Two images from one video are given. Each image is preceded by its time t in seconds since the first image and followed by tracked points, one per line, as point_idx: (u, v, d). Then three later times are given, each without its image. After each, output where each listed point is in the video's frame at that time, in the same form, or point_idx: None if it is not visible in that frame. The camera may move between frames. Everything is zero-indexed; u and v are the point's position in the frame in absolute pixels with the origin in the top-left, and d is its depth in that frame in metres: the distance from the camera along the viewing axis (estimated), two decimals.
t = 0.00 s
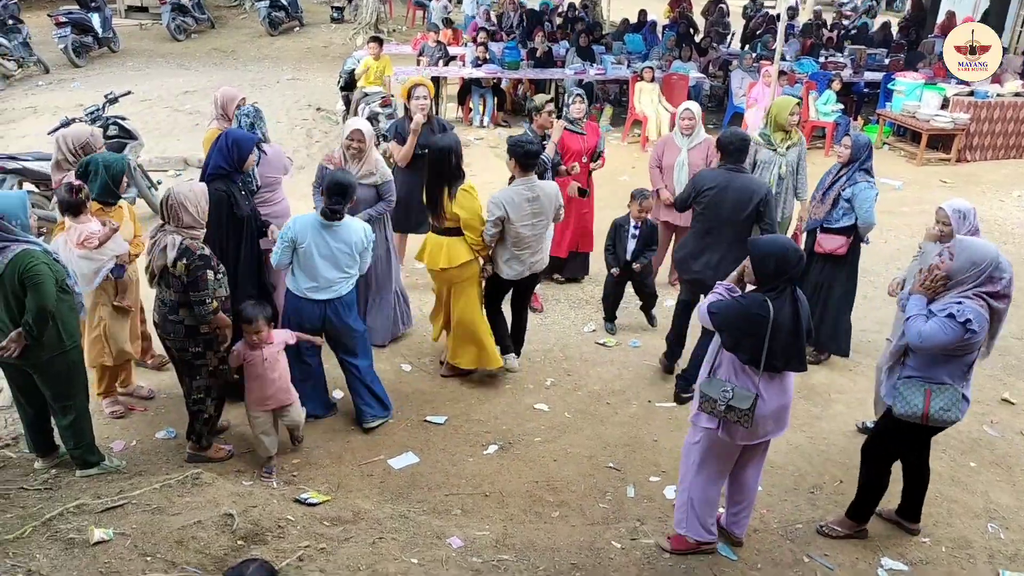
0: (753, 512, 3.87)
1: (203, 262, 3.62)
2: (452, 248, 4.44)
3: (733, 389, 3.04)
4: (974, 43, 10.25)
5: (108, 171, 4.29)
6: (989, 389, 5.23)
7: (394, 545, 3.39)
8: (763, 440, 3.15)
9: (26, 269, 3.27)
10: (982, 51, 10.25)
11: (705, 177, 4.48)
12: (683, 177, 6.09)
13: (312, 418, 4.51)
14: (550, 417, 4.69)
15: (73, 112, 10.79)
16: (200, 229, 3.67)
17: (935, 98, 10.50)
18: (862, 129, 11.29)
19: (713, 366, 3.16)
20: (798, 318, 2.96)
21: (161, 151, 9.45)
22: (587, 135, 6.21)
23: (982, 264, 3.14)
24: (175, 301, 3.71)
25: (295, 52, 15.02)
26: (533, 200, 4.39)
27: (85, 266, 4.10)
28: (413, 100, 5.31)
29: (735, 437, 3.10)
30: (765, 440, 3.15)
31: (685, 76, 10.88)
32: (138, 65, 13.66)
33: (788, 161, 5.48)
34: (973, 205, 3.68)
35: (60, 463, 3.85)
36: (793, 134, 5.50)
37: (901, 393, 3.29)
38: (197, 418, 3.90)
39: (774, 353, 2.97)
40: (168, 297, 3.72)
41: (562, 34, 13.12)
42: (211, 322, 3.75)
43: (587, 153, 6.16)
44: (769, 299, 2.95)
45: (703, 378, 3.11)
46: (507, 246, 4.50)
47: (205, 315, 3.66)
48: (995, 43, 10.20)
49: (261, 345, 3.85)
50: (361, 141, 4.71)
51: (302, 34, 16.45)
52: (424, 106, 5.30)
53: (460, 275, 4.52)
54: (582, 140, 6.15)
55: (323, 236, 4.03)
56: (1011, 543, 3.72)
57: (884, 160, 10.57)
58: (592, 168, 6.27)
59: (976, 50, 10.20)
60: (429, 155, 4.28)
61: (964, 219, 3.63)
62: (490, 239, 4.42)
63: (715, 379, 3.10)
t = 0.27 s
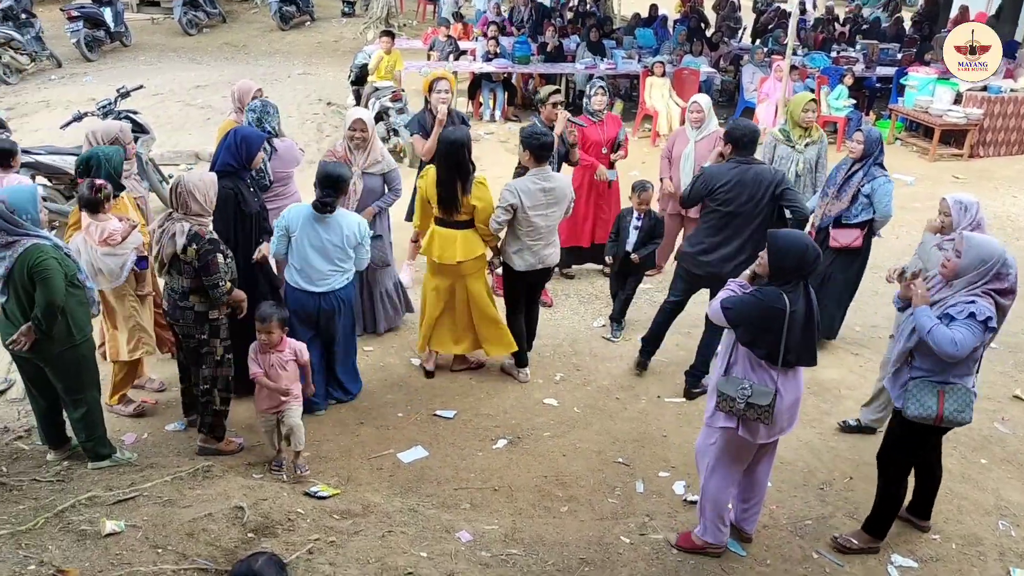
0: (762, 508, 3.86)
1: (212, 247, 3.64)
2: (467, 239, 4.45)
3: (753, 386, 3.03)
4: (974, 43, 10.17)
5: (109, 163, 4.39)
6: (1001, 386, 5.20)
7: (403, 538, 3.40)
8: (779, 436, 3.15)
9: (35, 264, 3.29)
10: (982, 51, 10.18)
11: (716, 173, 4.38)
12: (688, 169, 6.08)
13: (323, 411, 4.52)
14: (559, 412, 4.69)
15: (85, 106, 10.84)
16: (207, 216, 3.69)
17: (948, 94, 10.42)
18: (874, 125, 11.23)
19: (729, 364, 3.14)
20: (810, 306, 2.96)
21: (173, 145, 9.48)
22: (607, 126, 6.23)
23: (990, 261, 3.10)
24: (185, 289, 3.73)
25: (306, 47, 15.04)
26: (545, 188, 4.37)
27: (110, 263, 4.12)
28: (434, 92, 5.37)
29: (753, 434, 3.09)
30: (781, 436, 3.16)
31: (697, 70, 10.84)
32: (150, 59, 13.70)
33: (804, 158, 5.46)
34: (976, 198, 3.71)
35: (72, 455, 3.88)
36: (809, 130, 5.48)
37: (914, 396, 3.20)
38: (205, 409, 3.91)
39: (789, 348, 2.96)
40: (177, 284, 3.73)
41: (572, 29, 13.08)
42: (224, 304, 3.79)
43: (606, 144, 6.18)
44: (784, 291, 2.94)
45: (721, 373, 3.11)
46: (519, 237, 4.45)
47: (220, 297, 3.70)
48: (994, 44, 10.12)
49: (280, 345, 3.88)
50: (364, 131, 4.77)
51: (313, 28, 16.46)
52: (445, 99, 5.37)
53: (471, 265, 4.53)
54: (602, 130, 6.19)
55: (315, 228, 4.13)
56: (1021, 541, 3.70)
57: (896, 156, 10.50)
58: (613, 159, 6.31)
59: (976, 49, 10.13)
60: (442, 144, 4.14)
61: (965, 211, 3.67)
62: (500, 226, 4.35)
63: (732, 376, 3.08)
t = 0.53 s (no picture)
0: (766, 510, 3.86)
1: (210, 248, 3.64)
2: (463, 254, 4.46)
3: (754, 391, 3.02)
4: (975, 43, 10.25)
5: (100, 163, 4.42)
6: (1006, 388, 5.18)
7: (407, 539, 3.40)
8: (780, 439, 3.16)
9: (37, 265, 3.30)
10: (983, 51, 10.23)
11: (718, 183, 4.33)
12: (685, 168, 6.14)
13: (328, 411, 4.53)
14: (563, 412, 4.69)
15: (91, 106, 10.88)
16: (207, 214, 3.70)
17: (954, 95, 10.39)
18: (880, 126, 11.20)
19: (727, 372, 3.14)
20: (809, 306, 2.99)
21: (178, 146, 9.51)
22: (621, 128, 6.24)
23: (978, 270, 3.07)
24: (184, 286, 3.74)
25: (311, 47, 15.06)
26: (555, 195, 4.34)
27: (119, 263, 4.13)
28: (447, 94, 5.36)
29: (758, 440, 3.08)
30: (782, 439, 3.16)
31: (701, 71, 10.82)
32: (155, 59, 13.74)
33: (809, 163, 5.44)
34: (968, 197, 3.70)
35: (77, 455, 3.90)
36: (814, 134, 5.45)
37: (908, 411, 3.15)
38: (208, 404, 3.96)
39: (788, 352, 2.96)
40: (175, 282, 3.74)
41: (577, 30, 13.08)
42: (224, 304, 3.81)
43: (617, 146, 6.19)
44: (784, 294, 2.93)
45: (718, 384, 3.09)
46: (528, 242, 4.42)
47: (211, 299, 3.68)
48: (994, 44, 10.23)
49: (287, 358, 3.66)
50: (371, 138, 4.75)
51: (318, 29, 16.48)
52: (459, 101, 5.38)
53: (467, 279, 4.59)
54: (614, 133, 6.20)
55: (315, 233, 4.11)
56: None
57: (901, 157, 10.48)
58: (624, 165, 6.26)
59: (976, 49, 10.19)
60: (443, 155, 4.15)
61: (958, 211, 3.65)
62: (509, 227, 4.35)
63: (731, 385, 3.08)
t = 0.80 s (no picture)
0: (765, 511, 3.86)
1: (200, 241, 3.64)
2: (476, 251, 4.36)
3: (742, 397, 3.02)
4: (974, 43, 10.23)
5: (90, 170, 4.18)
6: (1004, 389, 5.19)
7: (406, 540, 3.40)
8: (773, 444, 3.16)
9: (33, 265, 3.30)
10: (982, 51, 10.21)
11: (722, 187, 4.32)
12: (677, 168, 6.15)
13: (327, 413, 4.53)
14: (562, 413, 4.69)
15: (89, 107, 10.88)
16: (202, 210, 3.69)
17: (951, 95, 10.40)
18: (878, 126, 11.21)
19: (715, 379, 3.14)
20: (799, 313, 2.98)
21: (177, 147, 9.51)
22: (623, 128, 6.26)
23: (960, 266, 3.07)
24: (177, 281, 3.76)
25: (310, 48, 15.06)
26: (568, 196, 4.31)
27: (109, 265, 4.12)
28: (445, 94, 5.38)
29: (750, 444, 3.09)
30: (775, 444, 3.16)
31: (700, 72, 10.83)
32: (154, 61, 13.73)
33: (798, 163, 5.43)
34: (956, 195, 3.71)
35: (76, 456, 3.89)
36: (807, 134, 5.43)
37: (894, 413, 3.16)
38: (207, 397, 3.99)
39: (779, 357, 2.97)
40: (171, 276, 3.76)
41: (575, 31, 13.09)
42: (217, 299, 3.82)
43: (617, 146, 6.19)
44: (774, 298, 2.94)
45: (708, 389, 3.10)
46: (542, 244, 4.40)
47: (194, 291, 3.68)
48: (994, 43, 10.21)
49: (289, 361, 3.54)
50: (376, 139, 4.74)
51: (317, 30, 16.49)
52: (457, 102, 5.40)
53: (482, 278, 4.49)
54: (615, 131, 6.21)
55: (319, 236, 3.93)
56: None
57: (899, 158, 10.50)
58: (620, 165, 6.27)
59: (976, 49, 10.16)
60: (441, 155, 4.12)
61: (947, 210, 3.67)
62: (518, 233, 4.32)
63: (720, 391, 3.08)
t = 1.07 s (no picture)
0: (759, 510, 3.87)
1: (195, 242, 3.64)
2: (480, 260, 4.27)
3: (721, 402, 3.02)
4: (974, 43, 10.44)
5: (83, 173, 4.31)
6: (998, 389, 5.20)
7: (401, 540, 3.40)
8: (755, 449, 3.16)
9: (24, 265, 3.29)
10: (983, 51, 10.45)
11: (718, 193, 4.34)
12: (676, 168, 6.18)
13: (322, 414, 4.52)
14: (558, 413, 4.70)
15: (84, 107, 10.85)
16: (197, 212, 3.69)
17: (945, 96, 10.44)
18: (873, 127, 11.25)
19: (696, 381, 3.14)
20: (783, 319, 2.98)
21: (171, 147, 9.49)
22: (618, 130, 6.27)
23: (949, 270, 3.10)
24: (171, 283, 3.76)
25: (305, 48, 15.05)
26: (577, 203, 4.30)
27: (92, 270, 4.08)
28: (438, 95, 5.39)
29: (729, 448, 3.09)
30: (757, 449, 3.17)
31: (695, 73, 10.84)
32: (149, 61, 13.70)
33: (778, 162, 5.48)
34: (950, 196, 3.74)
35: (69, 457, 3.88)
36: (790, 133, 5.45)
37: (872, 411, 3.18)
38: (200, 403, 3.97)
39: (762, 363, 2.97)
40: (165, 279, 3.76)
41: (571, 31, 13.10)
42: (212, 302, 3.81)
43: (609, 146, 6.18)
44: (755, 303, 2.94)
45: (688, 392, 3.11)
46: (549, 255, 4.32)
47: (194, 293, 3.65)
48: (994, 44, 10.45)
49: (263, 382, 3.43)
50: (378, 144, 4.74)
51: (312, 30, 16.48)
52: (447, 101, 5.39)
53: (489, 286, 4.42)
54: (608, 132, 6.22)
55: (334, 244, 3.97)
56: (1018, 543, 3.71)
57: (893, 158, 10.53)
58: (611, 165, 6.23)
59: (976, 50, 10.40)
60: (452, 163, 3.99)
61: (942, 211, 3.69)
62: (527, 239, 4.24)
63: (700, 394, 3.09)
